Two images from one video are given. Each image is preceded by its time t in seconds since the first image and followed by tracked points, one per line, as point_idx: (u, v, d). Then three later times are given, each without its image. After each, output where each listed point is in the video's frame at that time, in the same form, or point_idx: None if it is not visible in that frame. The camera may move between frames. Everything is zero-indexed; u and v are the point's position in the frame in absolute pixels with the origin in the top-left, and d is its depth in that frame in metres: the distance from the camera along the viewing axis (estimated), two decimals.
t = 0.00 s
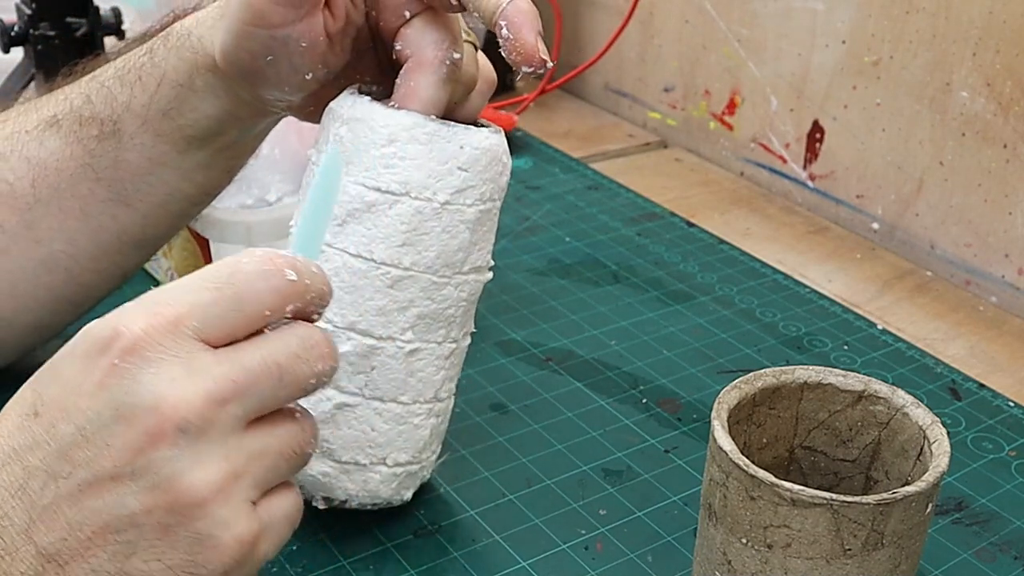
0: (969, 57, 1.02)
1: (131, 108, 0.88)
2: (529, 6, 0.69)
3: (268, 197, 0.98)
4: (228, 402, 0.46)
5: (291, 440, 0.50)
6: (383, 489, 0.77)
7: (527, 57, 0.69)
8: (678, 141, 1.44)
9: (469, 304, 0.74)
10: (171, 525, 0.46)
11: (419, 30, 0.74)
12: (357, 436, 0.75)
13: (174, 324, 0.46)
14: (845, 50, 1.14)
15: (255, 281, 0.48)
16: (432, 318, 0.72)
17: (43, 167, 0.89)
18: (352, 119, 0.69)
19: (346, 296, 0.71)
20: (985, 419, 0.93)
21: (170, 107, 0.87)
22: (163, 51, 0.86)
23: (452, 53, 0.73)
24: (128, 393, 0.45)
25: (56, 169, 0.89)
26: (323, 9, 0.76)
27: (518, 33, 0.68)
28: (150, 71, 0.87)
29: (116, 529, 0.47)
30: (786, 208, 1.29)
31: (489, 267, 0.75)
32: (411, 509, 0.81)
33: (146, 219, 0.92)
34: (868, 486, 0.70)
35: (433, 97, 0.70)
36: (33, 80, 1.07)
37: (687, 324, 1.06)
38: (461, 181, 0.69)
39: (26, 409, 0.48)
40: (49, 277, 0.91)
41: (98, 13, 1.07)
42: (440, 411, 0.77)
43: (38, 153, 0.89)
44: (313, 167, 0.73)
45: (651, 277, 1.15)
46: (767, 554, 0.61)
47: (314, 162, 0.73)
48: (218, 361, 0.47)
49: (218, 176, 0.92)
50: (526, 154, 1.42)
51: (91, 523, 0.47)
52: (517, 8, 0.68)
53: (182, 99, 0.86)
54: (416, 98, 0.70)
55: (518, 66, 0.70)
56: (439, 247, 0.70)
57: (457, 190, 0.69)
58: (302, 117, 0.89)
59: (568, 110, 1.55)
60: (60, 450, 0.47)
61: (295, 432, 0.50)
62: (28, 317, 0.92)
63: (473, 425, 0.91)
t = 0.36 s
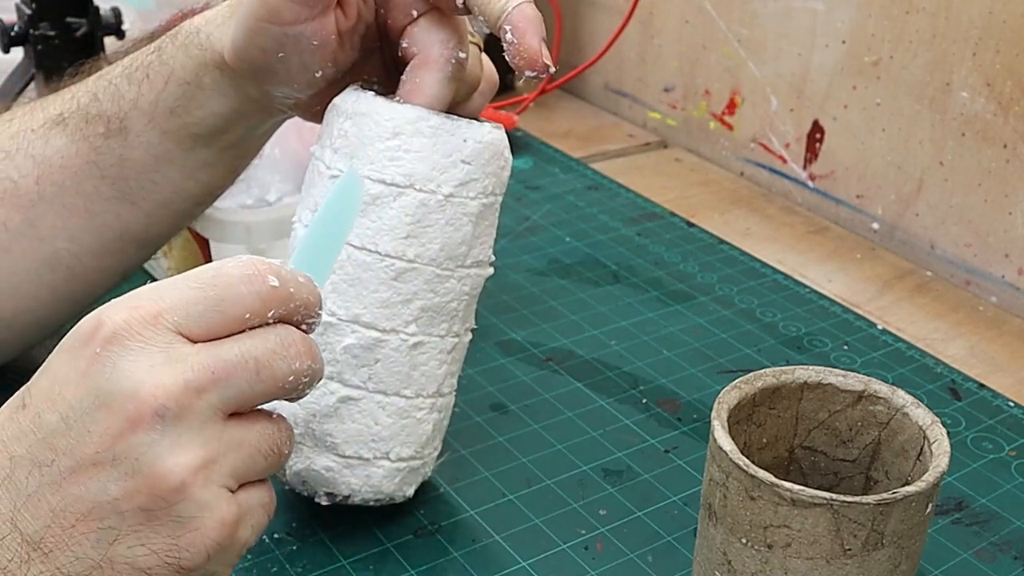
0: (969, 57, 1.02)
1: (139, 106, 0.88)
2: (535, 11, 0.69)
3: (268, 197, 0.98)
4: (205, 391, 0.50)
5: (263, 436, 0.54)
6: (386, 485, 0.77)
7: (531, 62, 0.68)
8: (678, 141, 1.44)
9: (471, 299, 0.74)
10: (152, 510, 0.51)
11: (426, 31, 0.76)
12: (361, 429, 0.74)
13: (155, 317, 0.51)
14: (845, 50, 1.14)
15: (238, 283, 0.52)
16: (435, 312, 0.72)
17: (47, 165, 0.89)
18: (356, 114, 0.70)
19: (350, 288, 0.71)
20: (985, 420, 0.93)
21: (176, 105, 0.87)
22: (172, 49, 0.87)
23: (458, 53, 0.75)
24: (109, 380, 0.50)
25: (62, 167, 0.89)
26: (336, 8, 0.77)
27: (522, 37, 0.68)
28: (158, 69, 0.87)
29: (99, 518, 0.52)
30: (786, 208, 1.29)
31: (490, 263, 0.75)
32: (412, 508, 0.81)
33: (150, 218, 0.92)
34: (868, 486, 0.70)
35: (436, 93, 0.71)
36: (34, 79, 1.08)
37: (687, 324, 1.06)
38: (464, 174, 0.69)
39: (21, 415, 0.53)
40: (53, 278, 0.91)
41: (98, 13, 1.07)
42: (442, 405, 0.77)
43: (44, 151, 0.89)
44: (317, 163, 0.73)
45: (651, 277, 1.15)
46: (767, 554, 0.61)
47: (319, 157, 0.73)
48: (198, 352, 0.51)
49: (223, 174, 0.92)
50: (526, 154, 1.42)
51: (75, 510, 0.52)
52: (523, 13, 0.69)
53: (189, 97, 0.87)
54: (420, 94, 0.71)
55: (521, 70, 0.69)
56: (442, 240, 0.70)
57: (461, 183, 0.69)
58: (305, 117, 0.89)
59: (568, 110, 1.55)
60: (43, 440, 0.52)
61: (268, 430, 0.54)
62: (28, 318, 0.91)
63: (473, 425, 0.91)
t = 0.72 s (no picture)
0: (969, 57, 1.02)
1: (140, 105, 0.88)
2: (525, 17, 0.68)
3: (268, 197, 0.98)
4: (209, 383, 0.51)
5: (269, 428, 0.54)
6: (377, 483, 0.77)
7: (518, 70, 0.69)
8: (678, 141, 1.44)
9: (464, 297, 0.74)
10: (159, 502, 0.51)
11: (421, 32, 0.76)
12: (351, 427, 0.74)
13: (155, 313, 0.51)
14: (845, 50, 1.14)
15: (236, 278, 0.53)
16: (426, 310, 0.72)
17: (48, 164, 0.89)
18: (346, 112, 0.70)
19: (340, 286, 0.71)
20: (985, 420, 0.93)
21: (178, 104, 0.87)
22: (174, 48, 0.87)
23: (453, 54, 0.74)
24: (114, 375, 0.51)
25: (63, 166, 0.89)
26: (331, 9, 0.77)
27: (510, 45, 0.68)
28: (160, 67, 0.87)
29: (106, 514, 0.52)
30: (786, 208, 1.29)
31: (483, 261, 0.75)
32: (411, 508, 0.81)
33: (151, 217, 0.92)
34: (868, 486, 0.70)
35: (428, 95, 0.71)
36: (33, 79, 1.08)
37: (687, 324, 1.06)
38: (453, 172, 0.69)
39: (29, 414, 0.54)
40: (53, 277, 0.91)
41: (97, 13, 1.07)
42: (435, 405, 0.77)
43: (45, 151, 0.89)
44: (309, 161, 0.73)
45: (651, 277, 1.15)
46: (767, 554, 0.61)
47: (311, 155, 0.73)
48: (200, 345, 0.51)
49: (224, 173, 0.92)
50: (526, 154, 1.42)
51: (83, 505, 0.52)
52: (513, 20, 0.68)
53: (191, 95, 0.87)
54: (413, 95, 0.71)
55: (509, 76, 0.69)
56: (432, 238, 0.70)
57: (450, 180, 0.69)
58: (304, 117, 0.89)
59: (568, 110, 1.55)
60: (49, 437, 0.52)
61: (274, 421, 0.55)
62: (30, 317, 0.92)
63: (473, 425, 0.91)
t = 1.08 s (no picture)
0: (969, 57, 1.02)
1: (140, 105, 0.88)
2: (524, 19, 0.69)
3: (268, 197, 0.99)
4: (215, 381, 0.51)
5: (273, 427, 0.55)
6: (376, 483, 0.77)
7: (517, 72, 0.69)
8: (678, 141, 1.44)
9: (463, 297, 0.74)
10: (165, 499, 0.51)
11: (421, 33, 0.76)
12: (349, 426, 0.74)
13: (162, 311, 0.51)
14: (845, 50, 1.14)
15: (240, 278, 0.53)
16: (424, 309, 0.72)
17: (49, 164, 0.89)
18: (345, 111, 0.70)
19: (338, 285, 0.71)
20: (985, 419, 0.93)
21: (179, 104, 0.87)
22: (175, 48, 0.87)
23: (454, 55, 0.74)
24: (119, 373, 0.51)
25: (64, 166, 0.89)
26: (332, 10, 0.77)
27: (509, 48, 0.68)
28: (161, 67, 0.87)
29: (112, 512, 0.52)
30: (786, 208, 1.29)
31: (483, 261, 0.75)
32: (411, 508, 0.81)
33: (152, 217, 0.92)
34: (868, 486, 0.70)
35: (427, 95, 0.71)
36: (34, 79, 1.08)
37: (687, 324, 1.06)
38: (452, 171, 0.69)
39: (34, 413, 0.53)
40: (53, 277, 0.91)
41: (97, 13, 1.07)
42: (434, 404, 0.77)
43: (46, 151, 0.89)
44: (309, 161, 0.73)
45: (651, 277, 1.15)
46: (767, 554, 0.61)
47: (310, 155, 0.73)
48: (206, 344, 0.52)
49: (224, 174, 0.93)
50: (526, 154, 1.42)
51: (89, 502, 0.52)
52: (512, 22, 0.68)
53: (191, 96, 0.87)
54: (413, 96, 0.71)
55: (507, 78, 0.70)
56: (431, 237, 0.70)
57: (448, 179, 0.69)
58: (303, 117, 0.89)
59: (568, 110, 1.55)
60: (55, 435, 0.52)
61: (278, 420, 0.55)
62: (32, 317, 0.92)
63: (473, 425, 0.91)
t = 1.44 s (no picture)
0: (969, 57, 1.02)
1: (145, 102, 0.88)
2: (530, 21, 0.69)
3: (268, 197, 0.98)
4: (219, 383, 0.51)
5: (271, 434, 0.55)
6: (378, 478, 0.76)
7: (522, 72, 0.69)
8: (678, 141, 1.44)
9: (465, 293, 0.74)
10: (165, 499, 0.51)
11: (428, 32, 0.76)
12: (352, 421, 0.74)
13: (168, 312, 0.52)
14: (845, 50, 1.14)
15: (247, 284, 0.54)
16: (428, 305, 0.72)
17: (53, 162, 0.89)
18: (351, 107, 0.71)
19: (342, 280, 0.71)
20: (985, 420, 0.93)
21: (185, 102, 0.88)
22: (180, 46, 0.87)
23: (460, 55, 0.75)
24: (124, 371, 0.51)
25: (68, 164, 0.89)
26: (341, 10, 0.77)
27: (514, 48, 0.68)
28: (166, 66, 0.88)
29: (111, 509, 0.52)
30: (786, 208, 1.29)
31: (485, 259, 0.75)
32: (411, 508, 0.81)
33: (155, 215, 0.92)
34: (868, 486, 0.70)
35: (432, 94, 0.72)
36: (34, 79, 1.08)
37: (687, 324, 1.06)
38: (456, 166, 0.69)
39: (37, 410, 0.53)
40: (57, 275, 0.91)
41: (97, 13, 1.06)
42: (437, 401, 0.76)
43: (50, 148, 0.89)
44: (312, 157, 0.73)
45: (650, 277, 1.15)
46: (767, 554, 0.61)
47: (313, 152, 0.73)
48: (210, 347, 0.52)
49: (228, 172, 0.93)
50: (526, 154, 1.42)
51: (87, 501, 0.52)
52: (518, 23, 0.68)
53: (197, 94, 0.87)
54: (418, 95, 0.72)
55: (512, 79, 0.70)
56: (434, 232, 0.70)
57: (453, 175, 0.70)
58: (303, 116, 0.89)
59: (568, 110, 1.55)
60: (57, 433, 0.52)
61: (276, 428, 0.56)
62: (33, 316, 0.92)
63: (473, 425, 0.91)
